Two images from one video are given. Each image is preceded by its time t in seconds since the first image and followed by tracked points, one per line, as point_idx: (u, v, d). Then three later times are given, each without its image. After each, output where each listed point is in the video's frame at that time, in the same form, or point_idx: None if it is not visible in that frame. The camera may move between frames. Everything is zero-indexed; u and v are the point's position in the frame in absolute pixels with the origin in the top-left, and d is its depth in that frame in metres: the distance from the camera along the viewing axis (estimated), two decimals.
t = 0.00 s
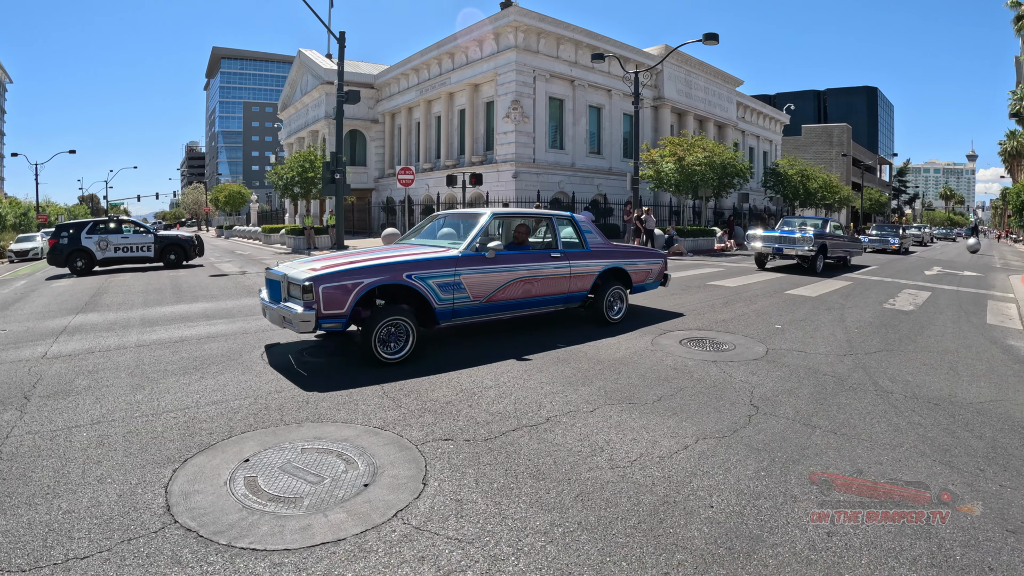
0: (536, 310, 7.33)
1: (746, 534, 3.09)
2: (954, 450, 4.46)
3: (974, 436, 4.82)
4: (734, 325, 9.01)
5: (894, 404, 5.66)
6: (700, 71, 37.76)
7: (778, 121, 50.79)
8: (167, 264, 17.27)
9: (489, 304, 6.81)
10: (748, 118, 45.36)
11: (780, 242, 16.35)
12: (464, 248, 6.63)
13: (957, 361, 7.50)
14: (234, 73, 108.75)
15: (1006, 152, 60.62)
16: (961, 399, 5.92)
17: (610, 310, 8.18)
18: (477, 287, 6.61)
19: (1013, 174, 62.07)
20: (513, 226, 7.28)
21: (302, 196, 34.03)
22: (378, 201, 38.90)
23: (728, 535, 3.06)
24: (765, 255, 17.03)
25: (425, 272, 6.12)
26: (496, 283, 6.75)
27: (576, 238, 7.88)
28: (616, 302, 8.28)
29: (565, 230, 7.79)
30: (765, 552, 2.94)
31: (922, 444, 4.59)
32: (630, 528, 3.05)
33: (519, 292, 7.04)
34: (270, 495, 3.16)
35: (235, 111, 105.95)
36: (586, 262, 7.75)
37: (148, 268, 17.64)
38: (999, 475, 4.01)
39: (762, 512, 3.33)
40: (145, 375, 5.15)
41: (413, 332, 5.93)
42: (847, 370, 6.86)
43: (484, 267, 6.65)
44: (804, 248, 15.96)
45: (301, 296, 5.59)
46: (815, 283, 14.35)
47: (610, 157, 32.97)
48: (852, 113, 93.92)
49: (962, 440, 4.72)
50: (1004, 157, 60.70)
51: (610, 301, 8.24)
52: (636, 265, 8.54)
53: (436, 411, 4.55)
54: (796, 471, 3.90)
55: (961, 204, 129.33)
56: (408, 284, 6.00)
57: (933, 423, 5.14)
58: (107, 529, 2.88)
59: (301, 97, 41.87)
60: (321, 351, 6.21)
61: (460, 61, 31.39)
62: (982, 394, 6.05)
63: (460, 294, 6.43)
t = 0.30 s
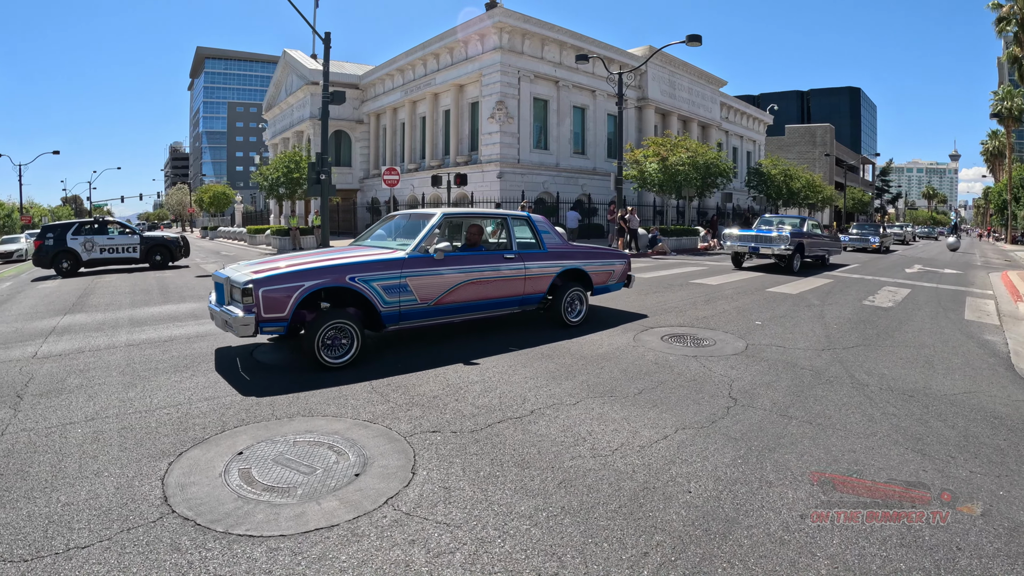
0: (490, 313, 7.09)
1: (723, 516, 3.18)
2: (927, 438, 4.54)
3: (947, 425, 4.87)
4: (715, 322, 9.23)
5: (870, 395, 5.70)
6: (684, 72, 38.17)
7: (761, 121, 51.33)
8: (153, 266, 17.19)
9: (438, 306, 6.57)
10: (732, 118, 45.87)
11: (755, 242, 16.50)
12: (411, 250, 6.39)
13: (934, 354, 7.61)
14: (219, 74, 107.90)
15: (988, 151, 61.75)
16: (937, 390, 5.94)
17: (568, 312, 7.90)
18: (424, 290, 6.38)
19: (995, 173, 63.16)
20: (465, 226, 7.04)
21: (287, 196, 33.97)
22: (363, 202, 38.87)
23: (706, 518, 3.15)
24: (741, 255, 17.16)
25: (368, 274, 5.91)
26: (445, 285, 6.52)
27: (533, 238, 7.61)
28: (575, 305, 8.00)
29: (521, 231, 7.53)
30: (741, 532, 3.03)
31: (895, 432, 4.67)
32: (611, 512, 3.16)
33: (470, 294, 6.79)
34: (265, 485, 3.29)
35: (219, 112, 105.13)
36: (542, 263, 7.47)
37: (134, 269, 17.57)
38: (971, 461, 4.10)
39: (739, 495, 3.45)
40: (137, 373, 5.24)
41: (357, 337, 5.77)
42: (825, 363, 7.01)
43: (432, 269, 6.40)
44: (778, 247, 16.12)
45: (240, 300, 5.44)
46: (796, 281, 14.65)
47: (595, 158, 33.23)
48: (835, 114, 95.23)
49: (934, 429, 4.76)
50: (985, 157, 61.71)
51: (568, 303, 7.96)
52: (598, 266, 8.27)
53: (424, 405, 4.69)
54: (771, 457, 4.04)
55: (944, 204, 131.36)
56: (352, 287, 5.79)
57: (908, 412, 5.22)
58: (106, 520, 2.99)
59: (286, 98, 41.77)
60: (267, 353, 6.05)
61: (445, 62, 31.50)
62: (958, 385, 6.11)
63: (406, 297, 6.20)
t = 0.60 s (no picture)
0: (443, 317, 6.88)
1: (704, 509, 3.30)
2: (906, 433, 4.68)
3: (926, 420, 5.03)
4: (699, 320, 9.39)
5: (851, 391, 5.85)
6: (669, 73, 38.47)
7: (747, 121, 51.78)
8: (140, 267, 17.09)
9: (387, 310, 6.38)
10: (717, 118, 46.27)
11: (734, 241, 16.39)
12: (358, 253, 6.21)
13: (914, 351, 7.79)
14: (204, 73, 107.01)
15: (972, 151, 62.69)
16: (917, 386, 6.12)
17: (528, 316, 7.66)
18: (371, 294, 6.18)
19: (979, 172, 64.08)
20: (418, 228, 6.88)
21: (273, 197, 33.84)
22: (350, 203, 38.79)
23: (688, 510, 3.27)
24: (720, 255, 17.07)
25: (312, 277, 5.73)
26: (394, 289, 6.33)
27: (490, 239, 7.41)
28: (535, 309, 7.75)
29: (478, 231, 7.34)
30: (723, 524, 3.14)
31: (875, 427, 4.82)
32: (597, 505, 3.26)
33: (422, 297, 6.60)
34: (256, 482, 3.37)
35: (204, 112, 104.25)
36: (498, 266, 7.26)
37: (121, 271, 17.47)
38: (948, 455, 4.24)
39: (720, 488, 3.57)
40: (125, 374, 5.28)
41: (302, 343, 5.54)
42: (807, 360, 7.17)
43: (379, 272, 6.21)
44: (758, 246, 16.00)
45: (177, 305, 5.28)
46: (781, 280, 14.88)
47: (580, 158, 33.40)
48: (820, 114, 96.32)
49: (914, 424, 4.92)
50: (968, 157, 62.78)
51: (529, 307, 7.73)
52: (561, 267, 8.05)
53: (411, 403, 4.79)
54: (751, 452, 4.17)
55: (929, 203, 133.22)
56: (294, 290, 5.62)
57: (888, 408, 5.35)
58: (99, 518, 3.05)
59: (272, 98, 41.56)
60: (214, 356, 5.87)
61: (431, 62, 31.55)
62: (937, 381, 6.29)
63: (351, 301, 6.01)
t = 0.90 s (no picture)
0: (399, 324, 6.61)
1: (697, 508, 3.35)
2: (894, 431, 4.77)
3: (913, 418, 5.13)
4: (687, 320, 9.48)
5: (839, 390, 5.95)
6: (657, 73, 38.67)
7: (734, 121, 52.15)
8: (127, 269, 16.94)
9: (338, 318, 6.13)
10: (704, 119, 46.60)
11: (714, 242, 16.18)
12: (307, 258, 5.99)
13: (900, 351, 7.92)
14: (190, 73, 106.12)
15: (958, 151, 63.59)
16: (905, 385, 6.24)
17: (489, 322, 7.41)
18: (321, 301, 5.94)
19: (965, 172, 65.07)
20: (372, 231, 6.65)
21: (260, 198, 33.64)
22: (338, 203, 38.66)
23: (680, 509, 3.32)
24: (700, 255, 16.83)
25: (257, 284, 5.52)
26: (345, 295, 6.08)
27: (449, 242, 7.15)
28: (498, 314, 7.50)
29: (436, 234, 7.08)
30: (715, 522, 3.20)
31: (863, 425, 4.91)
32: (590, 505, 3.31)
33: (375, 304, 6.34)
34: (250, 486, 3.37)
35: (191, 112, 103.36)
36: (457, 269, 6.99)
37: (107, 272, 17.33)
38: (936, 453, 4.33)
39: (712, 488, 3.62)
40: (115, 377, 5.27)
41: (248, 351, 5.29)
42: (795, 360, 7.27)
43: (328, 279, 5.96)
44: (738, 247, 15.81)
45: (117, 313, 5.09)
46: (769, 279, 15.06)
47: (568, 158, 33.50)
48: (807, 116, 97.40)
49: (902, 422, 5.02)
50: (954, 157, 63.65)
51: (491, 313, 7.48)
52: (526, 269, 7.79)
53: (403, 405, 4.80)
54: (742, 451, 4.23)
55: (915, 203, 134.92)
56: (237, 297, 5.41)
57: (876, 407, 5.45)
58: (93, 524, 3.04)
59: (258, 98, 41.34)
60: (165, 366, 5.65)
61: (419, 63, 31.50)
62: (925, 380, 6.41)
63: (299, 308, 5.78)
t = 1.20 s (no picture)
0: (358, 331, 6.26)
1: (697, 506, 3.37)
2: (887, 429, 4.83)
3: (906, 416, 5.20)
4: (680, 320, 9.55)
5: (832, 389, 6.01)
6: (646, 74, 38.81)
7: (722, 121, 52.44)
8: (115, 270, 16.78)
9: (292, 326, 5.77)
10: (693, 119, 46.83)
11: (696, 243, 15.81)
12: (259, 263, 5.64)
13: (891, 349, 8.02)
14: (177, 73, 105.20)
15: (944, 151, 64.42)
16: (896, 383, 6.32)
17: (454, 329, 7.02)
18: (272, 309, 5.59)
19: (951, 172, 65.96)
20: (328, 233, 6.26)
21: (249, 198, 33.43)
22: (327, 203, 38.49)
23: (681, 508, 3.34)
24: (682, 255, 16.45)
25: (204, 291, 5.19)
26: (298, 302, 5.73)
27: (411, 243, 6.76)
28: (464, 320, 7.14)
29: (397, 236, 6.69)
30: (716, 521, 3.23)
31: (858, 424, 4.96)
32: (592, 505, 3.32)
33: (332, 311, 5.98)
34: (250, 490, 3.35)
35: (178, 111, 102.44)
36: (419, 274, 6.61)
37: (95, 274, 17.14)
38: (929, 450, 4.40)
39: (711, 486, 3.65)
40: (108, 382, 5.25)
41: (195, 363, 5.00)
42: (788, 359, 7.34)
43: (279, 285, 5.60)
44: (721, 249, 15.44)
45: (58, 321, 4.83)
46: (759, 279, 15.19)
47: (557, 159, 33.52)
48: (795, 116, 98.28)
49: (895, 420, 5.08)
50: (940, 157, 64.46)
51: (457, 319, 7.10)
52: (494, 271, 7.41)
53: (401, 407, 4.79)
54: (739, 450, 4.26)
55: (901, 202, 136.45)
56: (182, 306, 5.08)
57: (869, 405, 5.52)
58: (91, 530, 3.01)
59: (246, 98, 41.06)
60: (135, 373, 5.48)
61: (408, 63, 31.43)
62: (916, 378, 6.50)
63: (249, 316, 5.44)
